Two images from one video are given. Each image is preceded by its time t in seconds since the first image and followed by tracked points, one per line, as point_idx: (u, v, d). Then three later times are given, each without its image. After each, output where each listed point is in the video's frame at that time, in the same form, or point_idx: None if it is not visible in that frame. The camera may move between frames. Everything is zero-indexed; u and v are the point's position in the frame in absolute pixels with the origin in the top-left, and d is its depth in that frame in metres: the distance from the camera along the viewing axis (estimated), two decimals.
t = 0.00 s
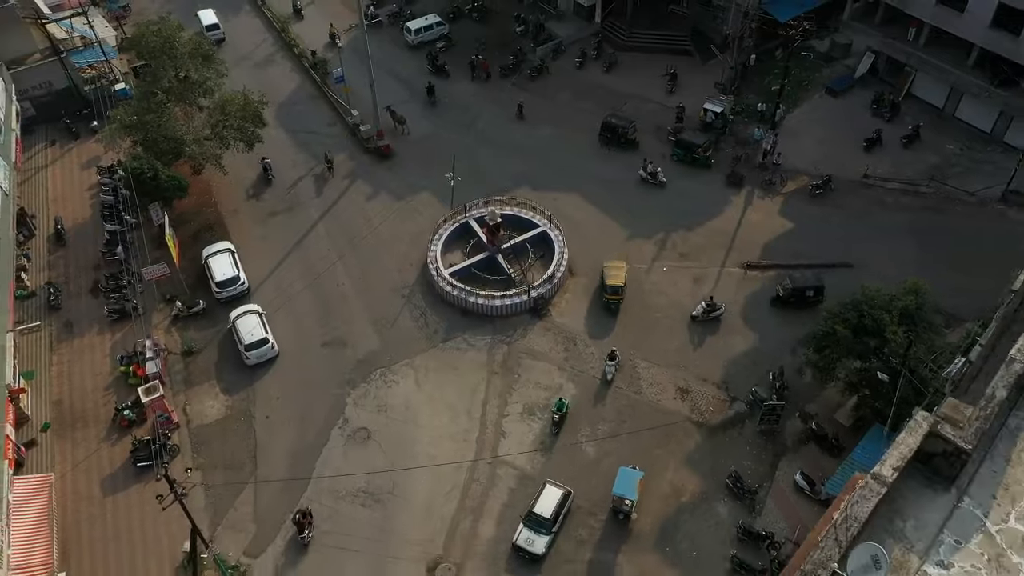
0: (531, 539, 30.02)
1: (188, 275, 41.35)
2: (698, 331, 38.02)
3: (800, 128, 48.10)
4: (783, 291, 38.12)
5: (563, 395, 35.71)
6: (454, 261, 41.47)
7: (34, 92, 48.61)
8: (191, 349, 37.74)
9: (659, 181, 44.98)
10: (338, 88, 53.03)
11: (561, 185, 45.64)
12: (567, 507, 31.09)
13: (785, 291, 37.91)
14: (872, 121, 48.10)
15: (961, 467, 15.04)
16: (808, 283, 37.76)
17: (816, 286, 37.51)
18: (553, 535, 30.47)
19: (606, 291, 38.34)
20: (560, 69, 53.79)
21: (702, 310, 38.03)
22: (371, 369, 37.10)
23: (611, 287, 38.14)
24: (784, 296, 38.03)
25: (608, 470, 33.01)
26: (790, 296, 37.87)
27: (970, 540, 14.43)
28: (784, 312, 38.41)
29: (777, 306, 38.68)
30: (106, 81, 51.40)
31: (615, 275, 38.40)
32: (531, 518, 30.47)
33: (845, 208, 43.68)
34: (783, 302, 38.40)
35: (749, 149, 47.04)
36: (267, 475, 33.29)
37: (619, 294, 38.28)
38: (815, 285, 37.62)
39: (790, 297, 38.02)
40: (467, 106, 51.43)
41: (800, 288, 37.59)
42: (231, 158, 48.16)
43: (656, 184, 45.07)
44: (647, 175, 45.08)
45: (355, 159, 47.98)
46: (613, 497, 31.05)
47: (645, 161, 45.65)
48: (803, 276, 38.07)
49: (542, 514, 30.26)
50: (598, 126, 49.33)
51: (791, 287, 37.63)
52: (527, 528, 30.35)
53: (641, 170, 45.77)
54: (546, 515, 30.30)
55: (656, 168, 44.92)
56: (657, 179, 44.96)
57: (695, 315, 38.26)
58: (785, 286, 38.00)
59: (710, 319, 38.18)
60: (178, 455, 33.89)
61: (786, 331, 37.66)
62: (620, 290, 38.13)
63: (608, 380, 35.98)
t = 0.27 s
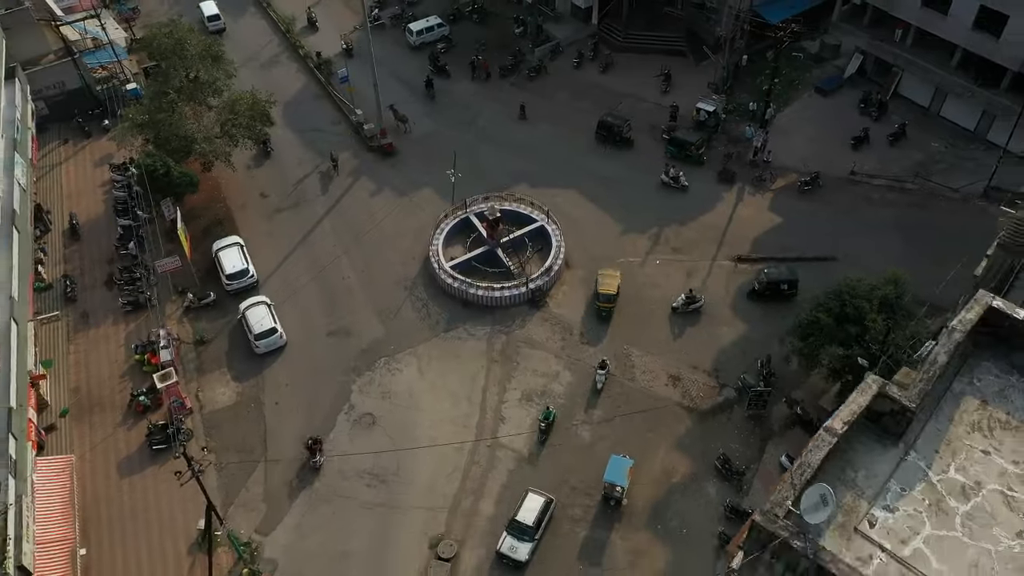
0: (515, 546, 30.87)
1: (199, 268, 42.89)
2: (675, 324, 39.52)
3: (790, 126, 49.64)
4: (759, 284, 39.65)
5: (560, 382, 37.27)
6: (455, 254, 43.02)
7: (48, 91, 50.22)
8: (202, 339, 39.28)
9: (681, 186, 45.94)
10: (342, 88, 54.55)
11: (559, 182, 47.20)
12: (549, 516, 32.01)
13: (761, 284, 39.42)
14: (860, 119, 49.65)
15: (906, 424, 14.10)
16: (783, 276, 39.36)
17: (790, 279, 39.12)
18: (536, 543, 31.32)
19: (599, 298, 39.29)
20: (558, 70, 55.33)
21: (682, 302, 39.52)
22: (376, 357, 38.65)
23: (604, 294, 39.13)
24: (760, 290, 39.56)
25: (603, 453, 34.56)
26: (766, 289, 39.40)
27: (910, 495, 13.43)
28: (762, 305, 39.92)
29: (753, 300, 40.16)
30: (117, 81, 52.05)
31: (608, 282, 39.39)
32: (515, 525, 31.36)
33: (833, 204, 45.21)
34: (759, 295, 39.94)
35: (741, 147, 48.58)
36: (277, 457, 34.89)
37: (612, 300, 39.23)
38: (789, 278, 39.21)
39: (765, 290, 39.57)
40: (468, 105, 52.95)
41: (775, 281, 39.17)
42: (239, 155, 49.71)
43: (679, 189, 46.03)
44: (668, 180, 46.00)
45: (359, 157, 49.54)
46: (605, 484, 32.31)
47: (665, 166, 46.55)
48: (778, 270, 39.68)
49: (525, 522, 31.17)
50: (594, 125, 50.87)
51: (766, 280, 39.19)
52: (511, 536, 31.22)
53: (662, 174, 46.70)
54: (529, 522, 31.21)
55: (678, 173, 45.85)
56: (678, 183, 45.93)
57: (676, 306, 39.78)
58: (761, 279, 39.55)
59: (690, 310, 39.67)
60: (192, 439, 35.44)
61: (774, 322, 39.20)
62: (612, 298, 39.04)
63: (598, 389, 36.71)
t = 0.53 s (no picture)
0: (502, 551, 31.54)
1: (207, 263, 44.23)
2: (659, 316, 40.82)
3: (782, 125, 50.96)
4: (740, 280, 41.01)
5: (557, 372, 38.60)
6: (456, 249, 44.35)
7: (59, 91, 51.51)
8: (211, 331, 40.62)
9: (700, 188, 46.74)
10: (345, 88, 55.88)
11: (556, 179, 48.54)
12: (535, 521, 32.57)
13: (743, 279, 40.76)
14: (850, 118, 50.99)
15: (871, 395, 15.92)
16: (762, 271, 40.75)
17: (770, 274, 40.55)
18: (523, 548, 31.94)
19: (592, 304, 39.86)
20: (556, 70, 56.66)
21: (664, 296, 40.83)
22: (379, 348, 39.98)
23: (596, 300, 39.65)
24: (741, 285, 40.91)
25: (598, 439, 35.89)
26: (746, 284, 40.79)
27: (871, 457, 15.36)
28: (745, 299, 41.23)
29: (733, 294, 41.52)
30: (126, 81, 53.49)
31: (601, 289, 39.89)
32: (502, 531, 31.98)
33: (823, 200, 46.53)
34: (741, 290, 41.27)
35: (734, 145, 49.92)
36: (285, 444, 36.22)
37: (604, 307, 39.72)
38: (769, 273, 40.63)
39: (747, 285, 40.91)
40: (468, 105, 54.28)
41: (756, 276, 40.58)
42: (245, 154, 51.06)
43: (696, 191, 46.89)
44: (687, 183, 46.82)
45: (363, 155, 50.88)
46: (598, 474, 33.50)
47: (684, 170, 47.34)
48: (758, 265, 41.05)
49: (512, 528, 31.77)
50: (591, 124, 52.20)
51: (747, 274, 40.60)
52: (498, 541, 31.86)
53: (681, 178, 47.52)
54: (516, 528, 31.80)
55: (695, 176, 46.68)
56: (697, 186, 46.76)
57: (658, 300, 41.09)
58: (742, 274, 40.91)
59: (673, 304, 40.98)
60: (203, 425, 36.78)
61: (764, 314, 40.53)
62: (603, 305, 39.55)
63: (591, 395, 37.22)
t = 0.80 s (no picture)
0: (487, 558, 32.33)
1: (218, 256, 45.97)
2: (639, 308, 42.56)
3: (772, 124, 52.68)
4: (718, 274, 42.56)
5: (554, 360, 40.32)
6: (457, 244, 46.06)
7: (73, 91, 53.18)
8: (223, 321, 42.35)
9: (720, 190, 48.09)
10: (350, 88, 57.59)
11: (554, 176, 50.27)
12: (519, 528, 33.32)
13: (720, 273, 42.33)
14: (838, 117, 52.70)
15: (832, 364, 16.93)
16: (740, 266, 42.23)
17: (747, 268, 41.93)
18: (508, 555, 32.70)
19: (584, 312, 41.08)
20: (554, 71, 58.37)
21: (644, 288, 42.55)
22: (384, 338, 41.70)
23: (588, 308, 40.97)
24: (719, 279, 42.43)
25: (593, 423, 37.62)
26: (724, 278, 42.32)
27: (830, 419, 16.46)
28: (724, 294, 42.69)
29: (711, 288, 43.00)
30: (138, 81, 55.02)
31: (592, 297, 41.27)
32: (487, 538, 32.77)
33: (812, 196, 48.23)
34: (718, 285, 42.87)
35: (726, 143, 51.63)
36: (295, 428, 37.95)
37: (596, 314, 40.96)
38: (746, 267, 41.99)
39: (725, 279, 42.45)
40: (469, 104, 55.98)
41: (733, 270, 42.03)
42: (254, 152, 52.82)
43: (716, 194, 48.22)
44: (707, 186, 48.17)
45: (367, 153, 52.59)
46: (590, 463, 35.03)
47: (704, 172, 48.68)
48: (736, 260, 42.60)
49: (496, 535, 32.57)
50: (588, 123, 53.92)
51: (725, 269, 42.09)
52: (483, 548, 32.66)
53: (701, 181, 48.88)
54: (500, 536, 32.57)
55: (716, 178, 48.04)
56: (718, 189, 48.09)
57: (638, 293, 42.76)
58: (720, 269, 42.43)
59: (652, 297, 42.65)
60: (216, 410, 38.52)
61: (753, 304, 42.24)
62: (593, 312, 40.71)
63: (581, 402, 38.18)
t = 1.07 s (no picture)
0: (473, 564, 33.35)
1: (229, 250, 47.79)
2: (619, 301, 44.31)
3: (763, 123, 54.50)
4: (698, 269, 44.53)
5: (552, 349, 42.12)
6: (459, 238, 47.86)
7: (88, 92, 54.91)
8: (235, 312, 44.19)
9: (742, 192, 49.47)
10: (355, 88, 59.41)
11: (553, 173, 52.10)
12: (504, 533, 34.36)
13: (701, 267, 44.23)
14: (827, 117, 54.51)
15: (800, 339, 18.69)
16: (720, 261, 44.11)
17: (726, 263, 43.89)
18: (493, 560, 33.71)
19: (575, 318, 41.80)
20: (553, 71, 60.16)
21: (625, 283, 44.26)
22: (388, 328, 43.50)
23: (578, 316, 41.47)
24: (699, 273, 44.48)
25: (589, 409, 39.43)
26: (702, 273, 44.34)
27: (797, 387, 18.26)
28: (704, 287, 44.60)
29: (692, 281, 44.97)
30: (150, 82, 56.99)
31: (583, 305, 41.67)
32: (473, 545, 33.82)
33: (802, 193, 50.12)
34: (699, 280, 44.72)
35: (718, 142, 53.41)
36: (304, 413, 39.76)
37: (586, 322, 41.58)
38: (726, 262, 43.97)
39: (704, 273, 44.46)
40: (470, 104, 57.79)
41: (712, 266, 43.97)
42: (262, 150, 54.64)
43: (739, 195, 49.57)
44: (729, 188, 49.59)
45: (371, 151, 54.41)
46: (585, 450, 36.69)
47: (726, 175, 50.10)
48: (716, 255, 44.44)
49: (482, 542, 33.56)
50: (585, 122, 55.71)
51: (704, 264, 44.05)
52: (470, 554, 33.69)
53: (723, 184, 50.30)
54: (486, 542, 33.61)
55: (737, 180, 49.43)
56: (739, 191, 49.48)
57: (619, 287, 44.50)
58: (700, 264, 44.41)
59: (632, 291, 44.45)
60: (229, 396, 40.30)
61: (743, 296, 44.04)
62: (582, 320, 41.44)
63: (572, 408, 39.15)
